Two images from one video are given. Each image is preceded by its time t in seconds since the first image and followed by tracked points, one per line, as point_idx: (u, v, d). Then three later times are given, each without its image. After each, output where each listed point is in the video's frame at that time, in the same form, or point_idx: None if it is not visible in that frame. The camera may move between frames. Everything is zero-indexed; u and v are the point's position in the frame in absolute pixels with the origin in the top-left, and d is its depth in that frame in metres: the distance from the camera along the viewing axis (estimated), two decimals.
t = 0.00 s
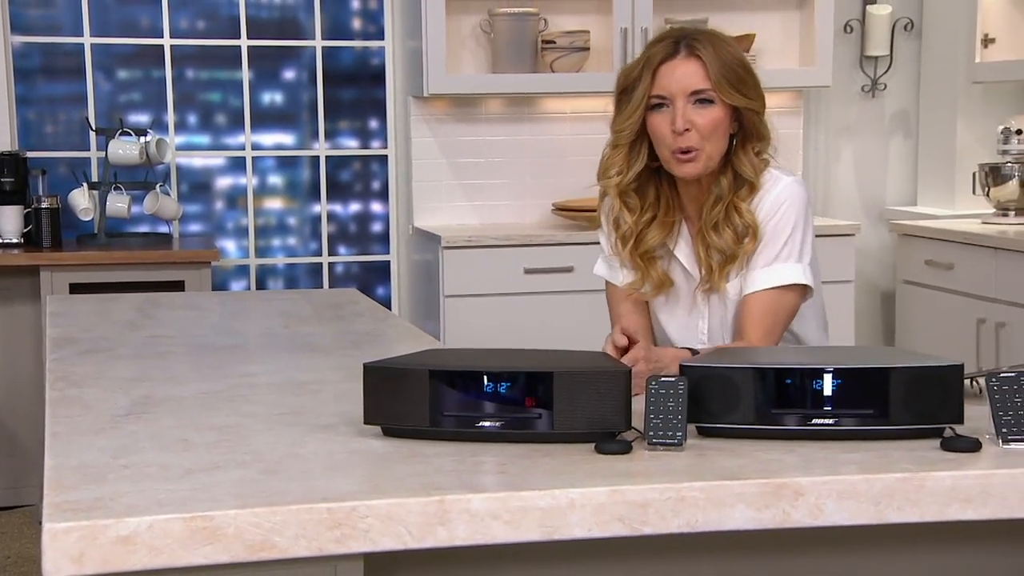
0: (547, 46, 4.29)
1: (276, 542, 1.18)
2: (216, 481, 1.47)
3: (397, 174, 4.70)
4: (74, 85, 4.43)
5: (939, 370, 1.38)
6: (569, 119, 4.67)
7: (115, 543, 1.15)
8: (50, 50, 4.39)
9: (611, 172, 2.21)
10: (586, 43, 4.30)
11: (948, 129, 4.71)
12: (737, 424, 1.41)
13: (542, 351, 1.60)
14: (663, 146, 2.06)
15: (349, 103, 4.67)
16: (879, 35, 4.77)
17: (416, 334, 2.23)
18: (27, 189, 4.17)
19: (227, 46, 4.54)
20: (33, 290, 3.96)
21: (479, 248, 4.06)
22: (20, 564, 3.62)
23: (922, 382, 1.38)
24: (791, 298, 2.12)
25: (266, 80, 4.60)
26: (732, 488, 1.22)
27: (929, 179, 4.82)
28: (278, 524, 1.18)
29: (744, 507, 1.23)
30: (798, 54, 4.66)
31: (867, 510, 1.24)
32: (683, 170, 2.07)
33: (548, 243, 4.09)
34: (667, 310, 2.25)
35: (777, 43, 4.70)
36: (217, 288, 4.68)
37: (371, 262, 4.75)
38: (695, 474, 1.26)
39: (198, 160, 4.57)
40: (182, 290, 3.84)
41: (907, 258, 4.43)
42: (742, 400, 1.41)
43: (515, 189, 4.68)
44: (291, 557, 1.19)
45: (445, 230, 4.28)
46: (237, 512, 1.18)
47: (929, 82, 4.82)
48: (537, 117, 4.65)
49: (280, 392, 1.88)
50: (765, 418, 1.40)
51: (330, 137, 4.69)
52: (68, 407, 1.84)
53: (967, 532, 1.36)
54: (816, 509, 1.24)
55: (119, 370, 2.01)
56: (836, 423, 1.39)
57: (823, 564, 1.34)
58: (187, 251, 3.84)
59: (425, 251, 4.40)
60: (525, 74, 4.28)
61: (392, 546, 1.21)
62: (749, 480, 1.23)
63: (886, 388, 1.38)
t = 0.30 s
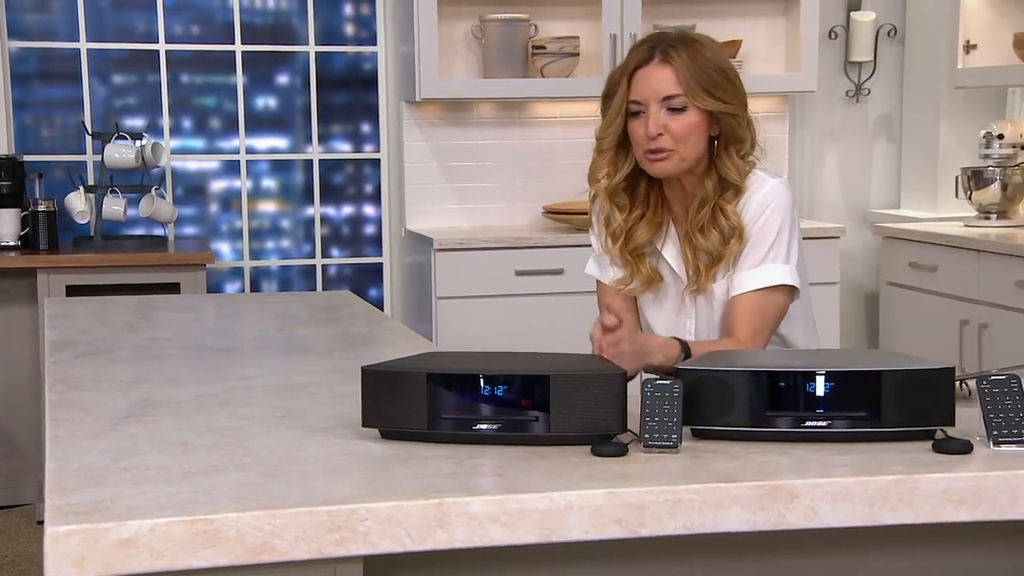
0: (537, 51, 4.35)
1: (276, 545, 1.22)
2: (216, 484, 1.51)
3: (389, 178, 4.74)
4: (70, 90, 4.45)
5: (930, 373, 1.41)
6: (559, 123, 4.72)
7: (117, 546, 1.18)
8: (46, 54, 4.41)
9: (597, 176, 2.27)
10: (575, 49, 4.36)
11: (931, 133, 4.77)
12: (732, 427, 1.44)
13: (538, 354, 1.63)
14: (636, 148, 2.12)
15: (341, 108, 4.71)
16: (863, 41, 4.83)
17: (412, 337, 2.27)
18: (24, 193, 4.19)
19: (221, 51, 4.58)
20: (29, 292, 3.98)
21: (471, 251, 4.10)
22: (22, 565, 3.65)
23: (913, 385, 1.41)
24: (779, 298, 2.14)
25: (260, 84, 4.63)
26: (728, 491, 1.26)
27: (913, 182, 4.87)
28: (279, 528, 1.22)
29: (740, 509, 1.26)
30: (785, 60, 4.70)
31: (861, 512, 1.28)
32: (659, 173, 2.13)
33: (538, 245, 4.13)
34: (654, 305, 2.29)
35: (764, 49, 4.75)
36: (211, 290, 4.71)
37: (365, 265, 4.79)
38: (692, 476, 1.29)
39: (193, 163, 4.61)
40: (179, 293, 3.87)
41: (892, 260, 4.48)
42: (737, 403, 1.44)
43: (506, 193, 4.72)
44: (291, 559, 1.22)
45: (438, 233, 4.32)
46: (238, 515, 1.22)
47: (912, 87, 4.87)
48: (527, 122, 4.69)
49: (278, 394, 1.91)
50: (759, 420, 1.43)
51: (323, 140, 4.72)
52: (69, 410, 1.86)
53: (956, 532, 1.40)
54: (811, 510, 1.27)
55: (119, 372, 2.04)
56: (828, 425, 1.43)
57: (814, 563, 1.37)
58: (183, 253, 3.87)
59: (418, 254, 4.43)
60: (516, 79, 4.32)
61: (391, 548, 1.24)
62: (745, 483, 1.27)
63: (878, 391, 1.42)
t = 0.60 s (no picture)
0: (526, 57, 4.40)
1: (275, 547, 1.25)
2: (215, 487, 1.54)
3: (380, 181, 4.77)
4: (64, 94, 4.49)
5: (920, 375, 1.45)
6: (547, 127, 4.76)
7: (117, 549, 1.22)
8: (40, 59, 4.45)
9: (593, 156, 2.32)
10: (563, 54, 4.41)
11: (912, 136, 4.82)
12: (725, 429, 1.47)
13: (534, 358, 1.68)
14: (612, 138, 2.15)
15: (333, 111, 4.74)
16: (846, 46, 4.88)
17: (406, 340, 2.29)
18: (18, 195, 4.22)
19: (214, 56, 4.61)
20: (24, 293, 3.99)
21: (461, 252, 4.15)
22: (19, 564, 3.67)
23: (904, 387, 1.45)
24: (729, 298, 2.04)
25: (253, 88, 4.66)
26: (723, 492, 1.29)
27: (895, 184, 4.93)
28: (278, 530, 1.25)
29: (734, 510, 1.29)
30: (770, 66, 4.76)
31: (854, 513, 1.31)
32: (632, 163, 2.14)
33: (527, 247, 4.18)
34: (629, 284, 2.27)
35: (749, 54, 4.79)
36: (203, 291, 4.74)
37: (356, 266, 4.82)
38: (687, 478, 1.33)
39: (185, 166, 4.63)
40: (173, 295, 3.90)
41: (875, 262, 4.53)
42: (730, 405, 1.47)
43: (494, 196, 4.76)
44: (290, 561, 1.26)
45: (429, 235, 4.36)
46: (238, 518, 1.25)
47: (894, 93, 4.93)
48: (516, 125, 4.73)
49: (274, 396, 1.94)
50: (752, 422, 1.47)
51: (315, 144, 4.75)
52: (67, 412, 1.89)
53: (946, 530, 1.44)
54: (804, 511, 1.30)
55: (116, 374, 2.06)
56: (819, 427, 1.46)
57: (805, 561, 1.41)
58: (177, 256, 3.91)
59: (409, 256, 4.47)
60: (505, 83, 4.36)
61: (389, 550, 1.28)
62: (740, 485, 1.30)
63: (869, 394, 1.45)
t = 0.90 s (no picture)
0: (513, 61, 4.44)
1: (273, 549, 1.29)
2: (211, 489, 1.57)
3: (370, 185, 4.82)
4: (57, 97, 4.49)
5: (910, 377, 1.48)
6: (534, 130, 4.79)
7: (116, 551, 1.24)
8: (33, 63, 4.44)
9: (573, 161, 2.36)
10: (550, 59, 4.45)
11: (892, 140, 4.89)
12: (717, 430, 1.51)
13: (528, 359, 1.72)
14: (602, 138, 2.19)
15: (322, 115, 4.76)
16: (827, 51, 4.94)
17: (398, 342, 2.32)
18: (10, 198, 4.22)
19: (205, 60, 4.63)
20: (17, 295, 3.99)
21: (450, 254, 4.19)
22: (11, 563, 3.68)
23: (893, 389, 1.49)
24: (695, 293, 2.04)
25: (243, 92, 4.68)
26: (717, 494, 1.33)
27: (876, 187, 5.00)
28: (276, 532, 1.29)
29: (728, 511, 1.33)
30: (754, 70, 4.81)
31: (846, 513, 1.35)
32: (623, 160, 2.19)
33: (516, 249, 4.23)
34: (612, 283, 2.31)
35: (733, 59, 4.84)
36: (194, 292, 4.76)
37: (346, 267, 4.86)
38: (681, 479, 1.36)
39: (176, 169, 4.64)
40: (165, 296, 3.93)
41: (856, 262, 4.59)
42: (723, 407, 1.50)
43: (482, 199, 4.79)
44: (288, 562, 1.29)
45: (418, 237, 4.40)
46: (236, 520, 1.29)
47: (874, 97, 4.99)
48: (504, 129, 4.76)
49: (269, 397, 1.97)
50: (743, 424, 1.50)
51: (305, 147, 4.78)
52: (63, 413, 1.91)
53: (937, 529, 1.47)
54: (797, 512, 1.34)
55: (111, 375, 2.08)
56: (808, 427, 1.49)
57: (796, 560, 1.45)
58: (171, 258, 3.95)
59: (398, 258, 4.51)
60: (493, 88, 4.39)
61: (386, 550, 1.31)
62: (734, 486, 1.34)
63: (859, 396, 1.49)
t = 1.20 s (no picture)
0: (501, 65, 4.47)
1: (271, 550, 1.32)
2: (209, 490, 1.60)
3: (359, 187, 4.84)
4: (49, 100, 4.51)
5: (902, 379, 1.50)
6: (521, 133, 4.83)
7: (116, 553, 1.27)
8: (25, 66, 4.47)
9: (552, 162, 2.40)
10: (537, 62, 4.48)
11: (873, 144, 4.95)
12: (710, 430, 1.53)
13: (522, 361, 1.75)
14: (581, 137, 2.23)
15: (312, 118, 4.78)
16: (810, 56, 5.00)
17: (390, 343, 2.34)
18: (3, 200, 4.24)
19: (196, 64, 4.65)
20: (8, 295, 4.00)
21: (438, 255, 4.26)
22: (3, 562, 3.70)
23: (885, 390, 1.50)
24: (669, 289, 2.08)
25: (233, 96, 4.70)
26: (711, 494, 1.35)
27: (858, 189, 5.05)
28: (274, 533, 1.32)
29: (723, 512, 1.36)
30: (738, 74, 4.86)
31: (839, 513, 1.37)
32: (602, 159, 2.22)
33: (505, 251, 4.29)
34: (594, 281, 2.34)
35: (716, 63, 4.90)
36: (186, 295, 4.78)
37: (335, 268, 4.88)
38: (676, 479, 1.39)
39: (167, 172, 4.67)
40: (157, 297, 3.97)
41: (838, 263, 4.64)
42: (716, 407, 1.52)
43: (470, 201, 4.82)
44: (286, 562, 1.32)
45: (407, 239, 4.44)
46: (234, 521, 1.32)
47: (854, 102, 5.06)
48: (491, 132, 4.80)
49: (265, 398, 1.99)
50: (736, 424, 1.52)
51: (295, 150, 4.79)
52: (60, 414, 1.93)
53: (930, 530, 1.49)
54: (791, 512, 1.36)
55: (107, 376, 2.11)
56: (799, 427, 1.51)
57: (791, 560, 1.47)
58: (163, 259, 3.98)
59: (388, 258, 4.55)
60: (480, 91, 4.43)
61: (384, 550, 1.35)
62: (729, 486, 1.36)
63: (850, 397, 1.50)
